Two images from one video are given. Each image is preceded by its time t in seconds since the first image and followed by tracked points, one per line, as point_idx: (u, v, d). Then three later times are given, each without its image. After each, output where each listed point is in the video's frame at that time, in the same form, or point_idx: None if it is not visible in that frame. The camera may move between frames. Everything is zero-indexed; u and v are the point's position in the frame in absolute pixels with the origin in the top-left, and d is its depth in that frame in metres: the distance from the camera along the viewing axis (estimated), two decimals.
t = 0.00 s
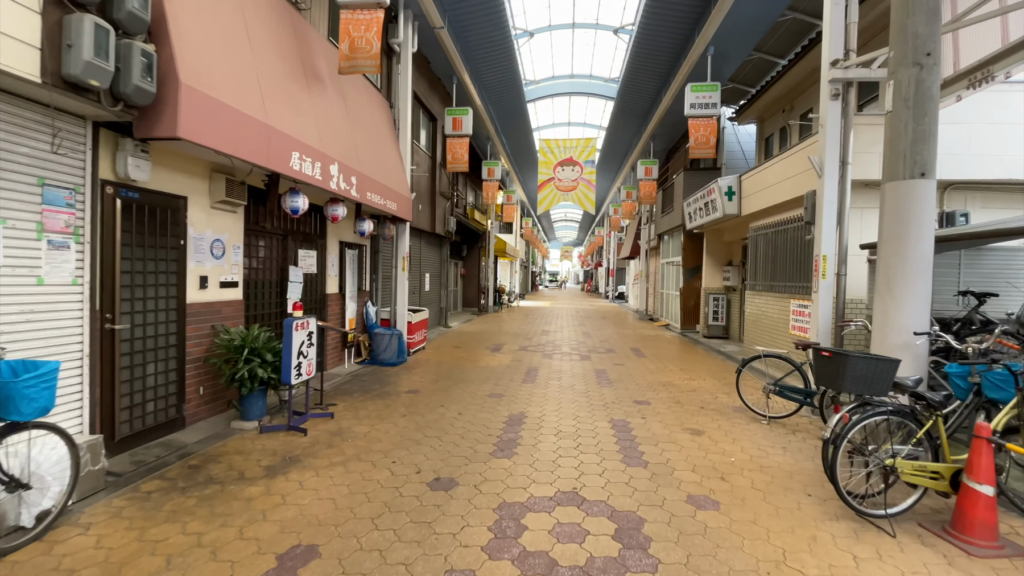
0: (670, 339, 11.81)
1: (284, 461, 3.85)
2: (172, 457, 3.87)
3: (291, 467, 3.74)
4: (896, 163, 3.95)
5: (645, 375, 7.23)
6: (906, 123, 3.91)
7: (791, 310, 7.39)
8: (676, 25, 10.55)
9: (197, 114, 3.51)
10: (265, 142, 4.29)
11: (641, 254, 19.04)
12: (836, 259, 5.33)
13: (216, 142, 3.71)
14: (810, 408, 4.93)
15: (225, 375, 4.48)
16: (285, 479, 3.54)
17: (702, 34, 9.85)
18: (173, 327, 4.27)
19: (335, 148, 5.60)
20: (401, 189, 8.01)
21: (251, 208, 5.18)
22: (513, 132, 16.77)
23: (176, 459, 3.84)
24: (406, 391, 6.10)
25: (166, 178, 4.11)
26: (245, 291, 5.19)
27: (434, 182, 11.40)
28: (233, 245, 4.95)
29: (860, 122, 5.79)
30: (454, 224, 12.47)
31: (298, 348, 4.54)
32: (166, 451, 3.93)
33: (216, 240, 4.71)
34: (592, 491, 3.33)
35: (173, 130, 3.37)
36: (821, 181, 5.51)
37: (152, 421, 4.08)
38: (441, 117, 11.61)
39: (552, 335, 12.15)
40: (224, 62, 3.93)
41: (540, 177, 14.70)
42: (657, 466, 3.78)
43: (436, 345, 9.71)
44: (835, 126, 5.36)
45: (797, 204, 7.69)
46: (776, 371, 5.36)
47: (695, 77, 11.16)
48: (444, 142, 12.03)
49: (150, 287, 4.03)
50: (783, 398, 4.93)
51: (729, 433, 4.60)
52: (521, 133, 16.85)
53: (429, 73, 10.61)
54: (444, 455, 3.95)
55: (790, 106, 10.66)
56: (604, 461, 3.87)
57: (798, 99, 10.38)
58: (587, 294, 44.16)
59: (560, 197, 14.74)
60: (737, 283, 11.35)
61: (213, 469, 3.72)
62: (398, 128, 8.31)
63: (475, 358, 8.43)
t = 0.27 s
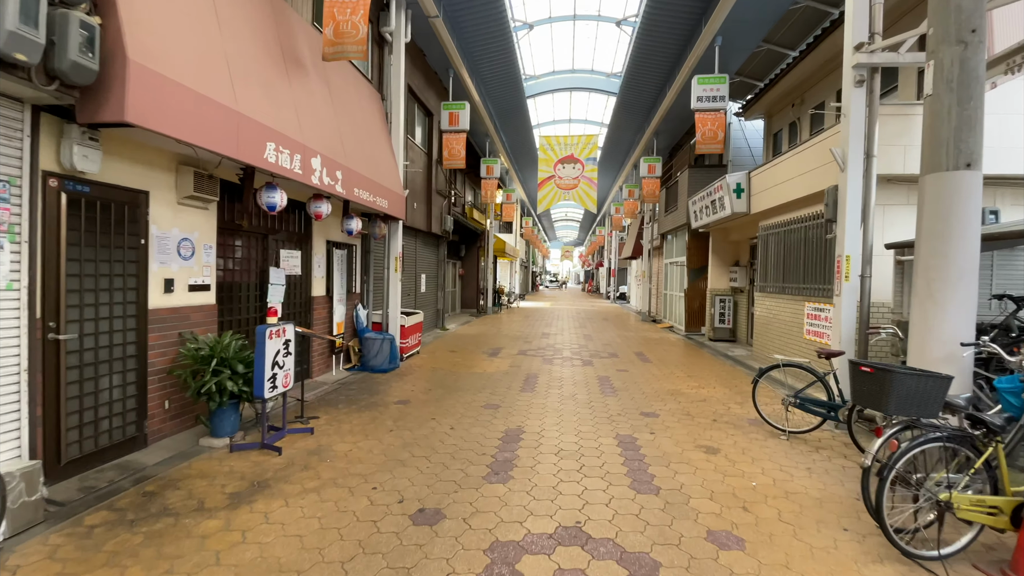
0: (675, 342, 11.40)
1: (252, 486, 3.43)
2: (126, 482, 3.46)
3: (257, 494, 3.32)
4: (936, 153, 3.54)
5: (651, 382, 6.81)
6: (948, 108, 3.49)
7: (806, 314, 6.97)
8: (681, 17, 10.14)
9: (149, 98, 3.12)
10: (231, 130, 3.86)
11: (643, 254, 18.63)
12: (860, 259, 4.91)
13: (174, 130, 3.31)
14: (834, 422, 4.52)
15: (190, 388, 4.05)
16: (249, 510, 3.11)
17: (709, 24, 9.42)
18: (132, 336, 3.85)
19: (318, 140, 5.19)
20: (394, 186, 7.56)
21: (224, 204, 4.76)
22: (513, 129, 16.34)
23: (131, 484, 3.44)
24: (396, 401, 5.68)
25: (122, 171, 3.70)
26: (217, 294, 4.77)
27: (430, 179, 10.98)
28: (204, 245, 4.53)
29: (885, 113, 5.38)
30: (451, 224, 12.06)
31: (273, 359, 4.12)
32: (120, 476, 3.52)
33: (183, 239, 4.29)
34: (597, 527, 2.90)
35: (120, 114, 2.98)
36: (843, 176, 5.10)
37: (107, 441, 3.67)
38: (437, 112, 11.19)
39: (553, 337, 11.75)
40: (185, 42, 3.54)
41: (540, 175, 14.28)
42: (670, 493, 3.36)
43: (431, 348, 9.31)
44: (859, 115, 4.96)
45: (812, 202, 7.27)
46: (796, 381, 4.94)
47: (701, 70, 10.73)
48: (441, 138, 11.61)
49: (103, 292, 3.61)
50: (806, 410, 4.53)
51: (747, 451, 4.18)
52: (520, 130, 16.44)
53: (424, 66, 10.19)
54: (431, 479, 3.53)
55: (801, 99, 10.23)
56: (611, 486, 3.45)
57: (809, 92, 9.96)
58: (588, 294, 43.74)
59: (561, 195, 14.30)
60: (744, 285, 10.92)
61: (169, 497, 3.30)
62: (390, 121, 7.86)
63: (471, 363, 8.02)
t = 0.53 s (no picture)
0: (680, 344, 10.98)
1: (212, 516, 3.00)
2: (69, 510, 3.03)
3: (217, 525, 2.89)
4: (990, 136, 3.10)
5: (659, 388, 6.37)
6: (1006, 84, 3.05)
7: (823, 316, 6.57)
8: (687, 6, 9.71)
9: (87, 70, 2.69)
10: (191, 111, 3.40)
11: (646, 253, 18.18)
12: (891, 257, 4.48)
13: (120, 108, 2.88)
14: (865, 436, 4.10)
15: (149, 402, 3.63)
16: (205, 546, 2.69)
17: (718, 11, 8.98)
18: (80, 344, 3.42)
19: (299, 128, 4.74)
20: (386, 180, 7.10)
21: (192, 197, 4.33)
22: (513, 125, 15.89)
23: (75, 513, 3.01)
24: (385, 410, 5.25)
25: (68, 157, 3.27)
26: (186, 296, 4.35)
27: (426, 175, 10.54)
28: (168, 241, 4.10)
29: (915, 99, 4.95)
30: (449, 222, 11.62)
31: (242, 368, 3.69)
32: (63, 503, 3.09)
33: (144, 234, 3.87)
34: (607, 570, 2.46)
35: (50, 87, 2.55)
36: (872, 167, 4.66)
37: (50, 462, 3.25)
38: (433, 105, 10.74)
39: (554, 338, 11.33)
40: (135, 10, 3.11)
41: (540, 172, 13.83)
42: (690, 524, 2.93)
43: (427, 351, 8.88)
44: (890, 101, 4.55)
45: (830, 197, 6.82)
46: (821, 390, 4.51)
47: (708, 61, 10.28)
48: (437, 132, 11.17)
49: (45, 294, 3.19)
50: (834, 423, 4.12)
51: (771, 470, 3.75)
52: (520, 126, 15.99)
53: (420, 57, 9.73)
54: (416, 507, 3.09)
55: (812, 91, 9.77)
56: (621, 515, 3.02)
57: (821, 84, 9.49)
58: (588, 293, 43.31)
59: (562, 192, 13.86)
60: (752, 285, 10.41)
61: (115, 529, 2.87)
62: (382, 112, 7.40)
63: (467, 366, 7.58)
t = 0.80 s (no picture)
0: (686, 347, 10.53)
1: (156, 558, 2.56)
2: None
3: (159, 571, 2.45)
4: None
5: (667, 396, 5.93)
6: None
7: (841, 320, 6.20)
8: None
9: None
10: (137, 88, 2.96)
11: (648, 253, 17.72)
12: (928, 257, 4.05)
13: (43, 82, 2.44)
14: (901, 456, 3.67)
15: (94, 421, 3.20)
16: None
17: None
18: (13, 354, 2.99)
19: (274, 115, 4.30)
20: (376, 175, 6.63)
21: (151, 189, 3.91)
22: (512, 121, 15.44)
23: None
24: (370, 423, 4.81)
25: None
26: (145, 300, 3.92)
27: (421, 172, 10.09)
28: (124, 239, 3.69)
29: (951, 83, 4.50)
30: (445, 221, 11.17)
31: (199, 382, 3.24)
32: None
33: (92, 230, 3.44)
34: None
35: None
36: (907, 157, 4.22)
37: None
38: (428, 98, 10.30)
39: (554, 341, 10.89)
40: None
41: (540, 169, 13.37)
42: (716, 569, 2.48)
43: (420, 355, 8.44)
44: (926, 84, 4.13)
45: (849, 192, 6.37)
46: (850, 404, 4.07)
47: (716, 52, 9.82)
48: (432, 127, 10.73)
49: None
50: (869, 441, 3.72)
51: (801, 498, 3.31)
52: (519, 123, 15.54)
53: (413, 48, 9.27)
54: (394, 548, 2.64)
55: (825, 83, 9.26)
56: (634, 557, 2.58)
57: (835, 75, 8.99)
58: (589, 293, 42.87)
59: (563, 190, 13.41)
60: (761, 286, 9.93)
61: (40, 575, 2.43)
62: (371, 102, 6.94)
63: (462, 372, 7.14)
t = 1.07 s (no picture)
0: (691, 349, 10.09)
1: None
2: None
3: None
4: None
5: (675, 404, 5.49)
6: None
7: (861, 322, 5.78)
8: None
9: None
10: (66, 56, 2.54)
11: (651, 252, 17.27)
12: (973, 253, 3.63)
13: None
14: (946, 478, 3.24)
15: (23, 442, 2.78)
16: None
17: None
18: None
19: (243, 96, 3.87)
20: (363, 167, 6.20)
21: (100, 178, 3.50)
22: (511, 117, 15.01)
23: None
24: (352, 435, 4.39)
25: None
26: (93, 302, 3.48)
27: (414, 167, 9.64)
28: (67, 233, 3.26)
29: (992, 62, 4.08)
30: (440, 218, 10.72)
31: (144, 395, 2.82)
32: None
33: (26, 222, 3.01)
34: None
35: None
36: (947, 142, 3.79)
37: None
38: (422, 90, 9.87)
39: (554, 342, 10.45)
40: None
41: (540, 165, 12.93)
42: None
43: (413, 359, 8.00)
44: (968, 62, 3.71)
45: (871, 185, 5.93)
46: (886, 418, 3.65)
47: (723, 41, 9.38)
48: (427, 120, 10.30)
49: None
50: (909, 459, 3.31)
51: (838, 529, 2.88)
52: (518, 118, 15.12)
53: (406, 36, 8.81)
54: None
55: (837, 74, 8.83)
56: None
57: (849, 64, 8.55)
58: (589, 293, 42.43)
59: (563, 187, 12.98)
60: (770, 286, 9.51)
61: None
62: (359, 90, 6.51)
63: (456, 378, 6.69)
